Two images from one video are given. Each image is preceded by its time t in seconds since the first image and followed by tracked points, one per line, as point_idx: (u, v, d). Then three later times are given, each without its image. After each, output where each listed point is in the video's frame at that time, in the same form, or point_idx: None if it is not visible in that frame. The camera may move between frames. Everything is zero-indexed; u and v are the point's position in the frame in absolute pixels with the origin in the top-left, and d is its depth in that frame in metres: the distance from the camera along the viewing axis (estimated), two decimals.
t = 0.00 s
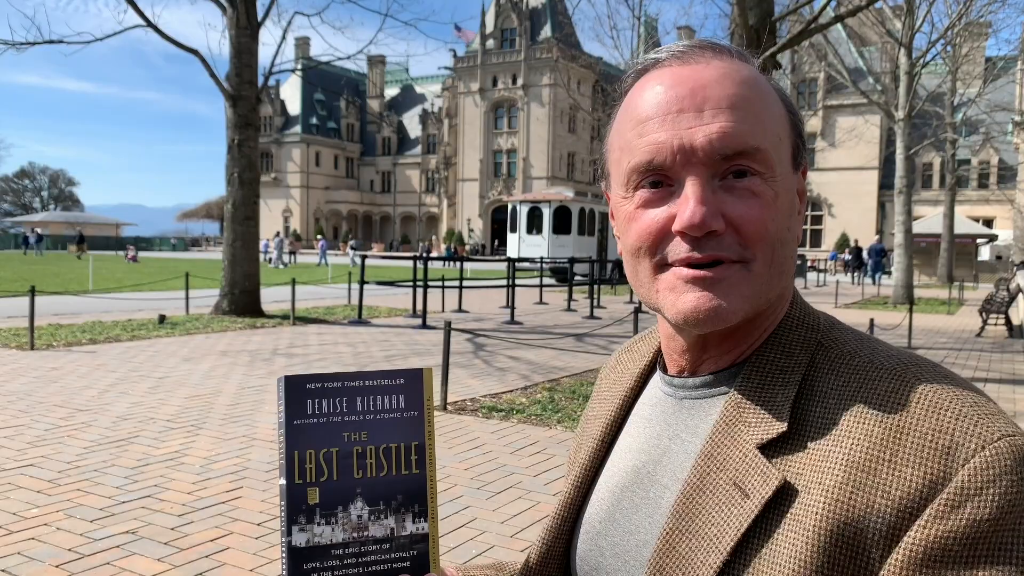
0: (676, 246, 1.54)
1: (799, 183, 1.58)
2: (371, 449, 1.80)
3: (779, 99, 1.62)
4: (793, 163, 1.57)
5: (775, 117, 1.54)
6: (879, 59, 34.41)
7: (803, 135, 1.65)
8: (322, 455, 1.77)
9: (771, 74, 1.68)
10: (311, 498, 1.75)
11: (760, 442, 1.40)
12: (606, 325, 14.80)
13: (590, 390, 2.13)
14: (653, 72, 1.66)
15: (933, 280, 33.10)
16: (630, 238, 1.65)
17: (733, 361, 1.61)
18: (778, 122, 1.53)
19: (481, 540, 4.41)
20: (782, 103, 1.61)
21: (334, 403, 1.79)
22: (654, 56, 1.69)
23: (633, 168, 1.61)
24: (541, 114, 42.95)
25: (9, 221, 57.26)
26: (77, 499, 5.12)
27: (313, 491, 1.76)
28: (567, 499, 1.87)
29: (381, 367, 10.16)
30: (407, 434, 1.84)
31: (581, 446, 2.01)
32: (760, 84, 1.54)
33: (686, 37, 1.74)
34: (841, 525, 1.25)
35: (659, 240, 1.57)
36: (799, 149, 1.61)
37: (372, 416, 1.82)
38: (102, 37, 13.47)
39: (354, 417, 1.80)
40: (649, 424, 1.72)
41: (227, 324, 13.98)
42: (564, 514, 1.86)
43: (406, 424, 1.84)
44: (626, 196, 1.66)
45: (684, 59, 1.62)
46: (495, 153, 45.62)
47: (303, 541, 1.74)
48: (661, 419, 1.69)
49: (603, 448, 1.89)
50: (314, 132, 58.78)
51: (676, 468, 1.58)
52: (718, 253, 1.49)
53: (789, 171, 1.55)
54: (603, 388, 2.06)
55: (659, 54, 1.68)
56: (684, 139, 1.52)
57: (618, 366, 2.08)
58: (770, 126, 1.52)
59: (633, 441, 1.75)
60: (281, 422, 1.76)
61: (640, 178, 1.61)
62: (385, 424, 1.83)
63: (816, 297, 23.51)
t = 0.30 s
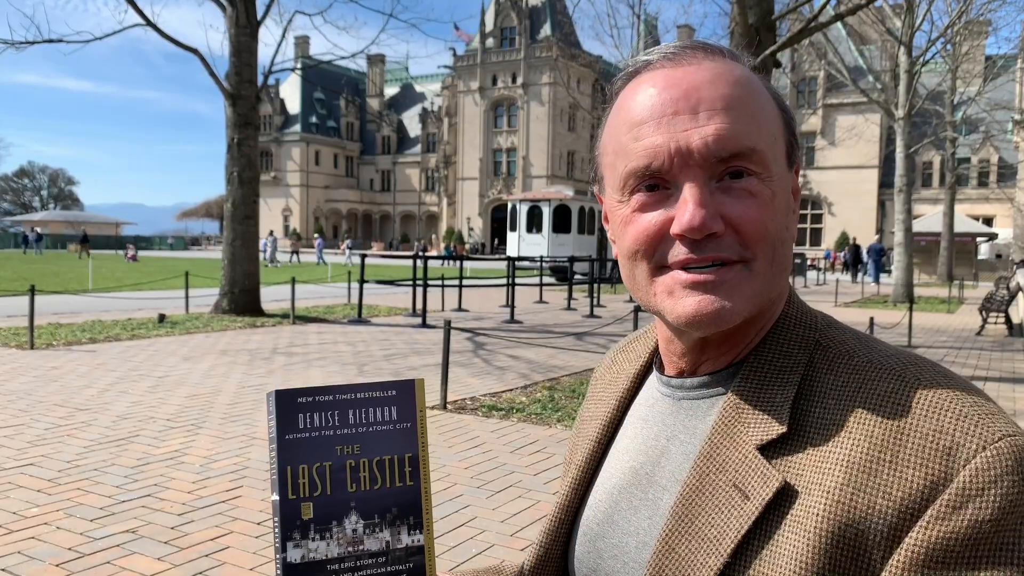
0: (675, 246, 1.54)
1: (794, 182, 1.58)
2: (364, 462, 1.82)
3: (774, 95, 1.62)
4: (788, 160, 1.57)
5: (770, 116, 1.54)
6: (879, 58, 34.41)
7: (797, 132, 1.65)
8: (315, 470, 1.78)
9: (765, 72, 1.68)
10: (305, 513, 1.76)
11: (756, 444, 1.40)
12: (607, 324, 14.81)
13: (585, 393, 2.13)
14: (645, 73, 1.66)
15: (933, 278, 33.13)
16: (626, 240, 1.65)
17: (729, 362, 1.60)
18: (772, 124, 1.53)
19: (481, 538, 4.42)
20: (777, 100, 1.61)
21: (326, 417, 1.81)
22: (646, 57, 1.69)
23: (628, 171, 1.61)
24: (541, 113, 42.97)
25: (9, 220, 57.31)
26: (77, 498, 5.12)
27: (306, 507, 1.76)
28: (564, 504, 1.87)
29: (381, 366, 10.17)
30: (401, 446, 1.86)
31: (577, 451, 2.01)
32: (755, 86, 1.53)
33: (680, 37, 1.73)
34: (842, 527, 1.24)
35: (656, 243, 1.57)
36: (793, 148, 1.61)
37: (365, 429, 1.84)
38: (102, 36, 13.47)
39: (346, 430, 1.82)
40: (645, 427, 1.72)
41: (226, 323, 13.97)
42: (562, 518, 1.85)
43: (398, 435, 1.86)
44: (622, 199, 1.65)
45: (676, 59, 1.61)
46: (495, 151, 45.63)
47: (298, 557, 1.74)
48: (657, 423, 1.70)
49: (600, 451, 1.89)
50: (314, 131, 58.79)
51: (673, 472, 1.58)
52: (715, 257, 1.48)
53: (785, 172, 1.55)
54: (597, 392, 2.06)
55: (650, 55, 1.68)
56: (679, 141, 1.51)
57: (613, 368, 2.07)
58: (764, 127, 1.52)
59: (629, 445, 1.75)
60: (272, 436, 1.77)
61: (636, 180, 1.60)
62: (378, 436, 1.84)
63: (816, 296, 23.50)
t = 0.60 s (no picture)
0: (672, 247, 1.53)
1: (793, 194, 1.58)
2: (360, 459, 1.80)
3: (775, 94, 1.61)
4: (788, 162, 1.57)
5: (770, 117, 1.53)
6: (878, 57, 34.39)
7: (798, 135, 1.65)
8: (310, 467, 1.76)
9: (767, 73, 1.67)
10: (300, 510, 1.75)
11: (753, 442, 1.39)
12: (606, 323, 14.81)
13: (585, 391, 2.12)
14: (646, 72, 1.64)
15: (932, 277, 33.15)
16: (625, 240, 1.64)
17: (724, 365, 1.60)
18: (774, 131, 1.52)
19: (481, 538, 4.41)
20: (777, 100, 1.60)
21: (322, 413, 1.79)
22: (646, 57, 1.68)
23: (627, 171, 1.60)
24: (541, 112, 42.97)
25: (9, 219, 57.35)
26: (77, 497, 5.11)
27: (301, 504, 1.75)
28: (564, 499, 1.86)
29: (381, 365, 10.18)
30: (397, 443, 1.85)
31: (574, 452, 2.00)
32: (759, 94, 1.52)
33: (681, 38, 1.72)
34: (838, 524, 1.24)
35: (656, 244, 1.56)
36: (793, 149, 1.60)
37: (361, 425, 1.82)
38: (102, 35, 13.45)
39: (342, 427, 1.80)
40: (645, 426, 1.71)
41: (226, 322, 13.98)
42: (560, 516, 1.84)
43: (394, 433, 1.85)
44: (621, 199, 1.64)
45: (678, 60, 1.60)
46: (494, 150, 45.62)
47: (293, 553, 1.73)
48: (657, 422, 1.69)
49: (599, 448, 1.88)
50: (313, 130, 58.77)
51: (671, 469, 1.57)
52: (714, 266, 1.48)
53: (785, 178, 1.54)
54: (597, 390, 2.05)
55: (652, 54, 1.67)
56: (678, 142, 1.51)
57: (612, 366, 2.07)
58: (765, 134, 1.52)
59: (627, 445, 1.74)
60: (267, 433, 1.75)
61: (636, 183, 1.59)
62: (374, 432, 1.83)
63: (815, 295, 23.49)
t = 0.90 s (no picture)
0: (677, 244, 1.53)
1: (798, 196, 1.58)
2: (354, 459, 1.70)
3: (776, 91, 1.61)
4: (791, 159, 1.56)
5: (774, 114, 1.53)
6: (877, 57, 34.40)
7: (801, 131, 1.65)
8: (306, 469, 1.65)
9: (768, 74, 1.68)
10: (297, 511, 1.64)
11: (755, 438, 1.39)
12: (606, 322, 14.81)
13: (587, 390, 2.11)
14: (648, 72, 1.65)
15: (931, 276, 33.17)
16: (628, 238, 1.64)
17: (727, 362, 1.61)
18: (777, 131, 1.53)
19: (479, 537, 4.42)
20: (780, 97, 1.60)
21: (315, 415, 1.67)
22: (648, 57, 1.68)
23: (627, 171, 1.61)
24: (540, 111, 42.96)
25: (8, 219, 57.34)
26: (77, 497, 5.11)
27: (298, 505, 1.64)
28: (569, 498, 1.85)
29: (381, 364, 10.17)
30: (391, 441, 1.75)
31: (577, 450, 2.00)
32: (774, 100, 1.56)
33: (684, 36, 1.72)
34: (839, 520, 1.24)
35: (662, 239, 1.56)
36: (795, 147, 1.60)
37: (355, 425, 1.72)
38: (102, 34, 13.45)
39: (335, 427, 1.69)
40: (650, 419, 1.71)
41: (225, 321, 13.97)
42: (564, 517, 1.84)
43: (387, 431, 1.75)
44: (625, 197, 1.64)
45: (682, 57, 1.60)
46: (494, 150, 45.59)
47: (291, 556, 1.62)
48: (662, 416, 1.68)
49: (602, 443, 1.87)
50: (313, 129, 58.75)
51: (674, 463, 1.58)
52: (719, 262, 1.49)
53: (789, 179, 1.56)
54: (600, 389, 2.05)
55: (655, 53, 1.66)
56: (681, 142, 1.51)
57: (615, 363, 2.07)
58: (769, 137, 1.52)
59: (631, 441, 1.74)
60: (261, 436, 1.62)
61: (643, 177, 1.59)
62: (368, 431, 1.73)
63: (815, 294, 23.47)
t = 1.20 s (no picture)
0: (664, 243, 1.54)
1: (798, 191, 1.53)
2: (301, 380, 1.60)
3: (789, 92, 1.59)
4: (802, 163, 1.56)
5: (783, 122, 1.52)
6: (878, 57, 34.43)
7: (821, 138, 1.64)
8: (252, 388, 1.55)
9: (788, 74, 1.65)
10: (242, 431, 1.55)
11: (773, 444, 1.40)
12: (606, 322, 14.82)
13: (600, 384, 2.10)
14: (644, 76, 1.63)
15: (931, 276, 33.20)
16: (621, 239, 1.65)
17: (736, 367, 1.63)
18: (777, 137, 1.52)
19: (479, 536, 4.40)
20: (795, 98, 1.58)
21: (262, 335, 1.56)
22: (652, 59, 1.67)
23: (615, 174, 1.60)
24: (540, 111, 42.94)
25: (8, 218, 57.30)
26: (76, 496, 5.11)
27: (244, 423, 1.54)
28: (582, 482, 1.85)
29: (381, 364, 10.17)
30: (339, 362, 1.64)
31: (589, 434, 2.02)
32: (751, 102, 1.52)
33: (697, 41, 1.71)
34: (859, 531, 1.24)
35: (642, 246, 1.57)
36: (815, 152, 1.59)
37: (302, 347, 1.60)
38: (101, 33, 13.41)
39: (282, 347, 1.58)
40: (667, 417, 1.72)
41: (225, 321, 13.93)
42: (575, 505, 1.84)
43: (335, 354, 1.64)
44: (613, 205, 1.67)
45: (676, 65, 1.59)
46: (494, 149, 45.57)
47: (236, 472, 1.54)
48: (679, 414, 1.69)
49: (615, 440, 1.86)
50: (312, 128, 58.71)
51: (687, 462, 1.59)
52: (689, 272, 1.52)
53: (784, 180, 1.53)
54: (618, 382, 2.02)
55: (659, 56, 1.64)
56: (679, 145, 1.51)
57: (630, 359, 2.06)
58: (766, 142, 1.51)
59: (645, 434, 1.75)
60: (206, 355, 1.52)
61: (620, 185, 1.60)
62: (315, 353, 1.61)
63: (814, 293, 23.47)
